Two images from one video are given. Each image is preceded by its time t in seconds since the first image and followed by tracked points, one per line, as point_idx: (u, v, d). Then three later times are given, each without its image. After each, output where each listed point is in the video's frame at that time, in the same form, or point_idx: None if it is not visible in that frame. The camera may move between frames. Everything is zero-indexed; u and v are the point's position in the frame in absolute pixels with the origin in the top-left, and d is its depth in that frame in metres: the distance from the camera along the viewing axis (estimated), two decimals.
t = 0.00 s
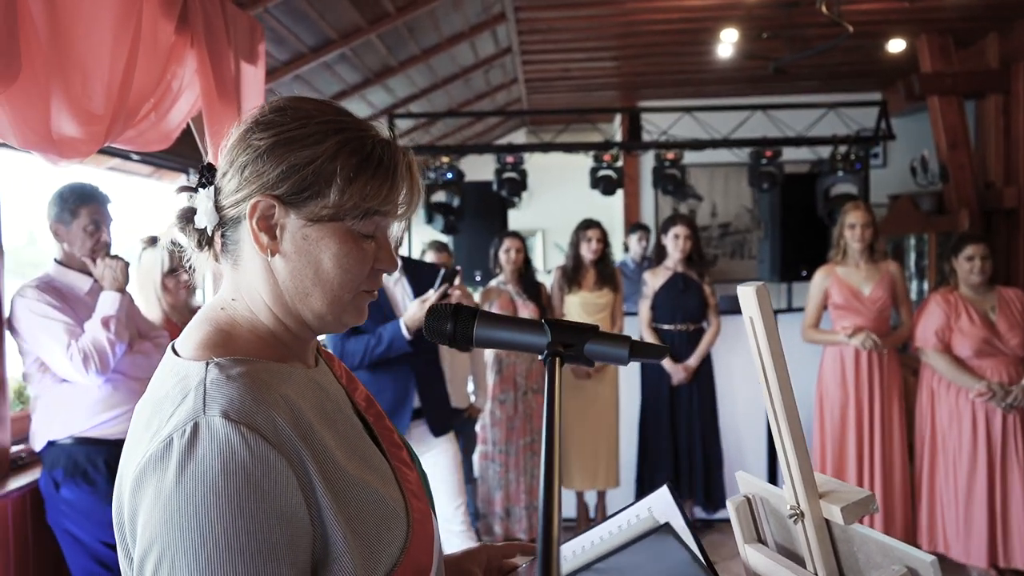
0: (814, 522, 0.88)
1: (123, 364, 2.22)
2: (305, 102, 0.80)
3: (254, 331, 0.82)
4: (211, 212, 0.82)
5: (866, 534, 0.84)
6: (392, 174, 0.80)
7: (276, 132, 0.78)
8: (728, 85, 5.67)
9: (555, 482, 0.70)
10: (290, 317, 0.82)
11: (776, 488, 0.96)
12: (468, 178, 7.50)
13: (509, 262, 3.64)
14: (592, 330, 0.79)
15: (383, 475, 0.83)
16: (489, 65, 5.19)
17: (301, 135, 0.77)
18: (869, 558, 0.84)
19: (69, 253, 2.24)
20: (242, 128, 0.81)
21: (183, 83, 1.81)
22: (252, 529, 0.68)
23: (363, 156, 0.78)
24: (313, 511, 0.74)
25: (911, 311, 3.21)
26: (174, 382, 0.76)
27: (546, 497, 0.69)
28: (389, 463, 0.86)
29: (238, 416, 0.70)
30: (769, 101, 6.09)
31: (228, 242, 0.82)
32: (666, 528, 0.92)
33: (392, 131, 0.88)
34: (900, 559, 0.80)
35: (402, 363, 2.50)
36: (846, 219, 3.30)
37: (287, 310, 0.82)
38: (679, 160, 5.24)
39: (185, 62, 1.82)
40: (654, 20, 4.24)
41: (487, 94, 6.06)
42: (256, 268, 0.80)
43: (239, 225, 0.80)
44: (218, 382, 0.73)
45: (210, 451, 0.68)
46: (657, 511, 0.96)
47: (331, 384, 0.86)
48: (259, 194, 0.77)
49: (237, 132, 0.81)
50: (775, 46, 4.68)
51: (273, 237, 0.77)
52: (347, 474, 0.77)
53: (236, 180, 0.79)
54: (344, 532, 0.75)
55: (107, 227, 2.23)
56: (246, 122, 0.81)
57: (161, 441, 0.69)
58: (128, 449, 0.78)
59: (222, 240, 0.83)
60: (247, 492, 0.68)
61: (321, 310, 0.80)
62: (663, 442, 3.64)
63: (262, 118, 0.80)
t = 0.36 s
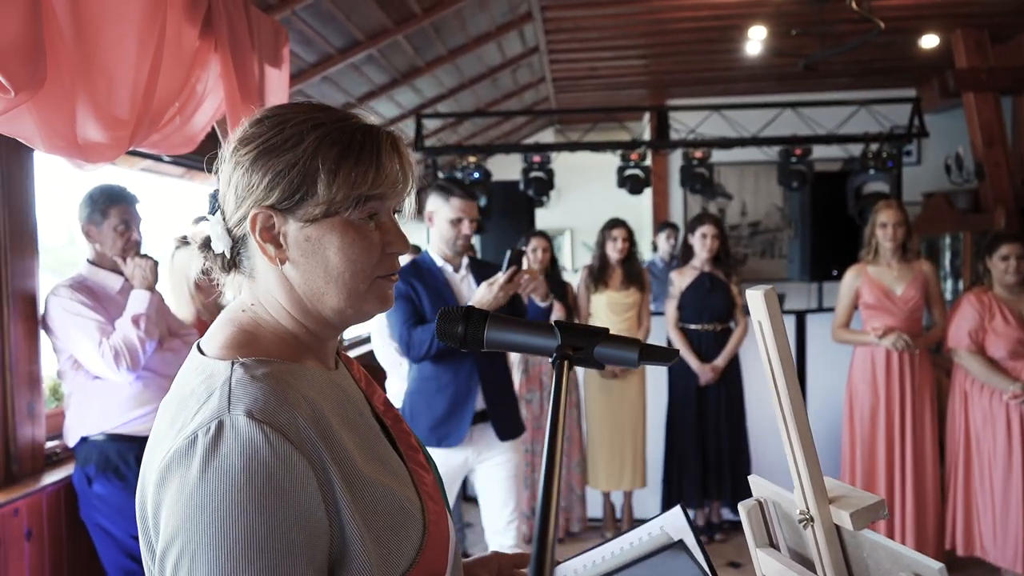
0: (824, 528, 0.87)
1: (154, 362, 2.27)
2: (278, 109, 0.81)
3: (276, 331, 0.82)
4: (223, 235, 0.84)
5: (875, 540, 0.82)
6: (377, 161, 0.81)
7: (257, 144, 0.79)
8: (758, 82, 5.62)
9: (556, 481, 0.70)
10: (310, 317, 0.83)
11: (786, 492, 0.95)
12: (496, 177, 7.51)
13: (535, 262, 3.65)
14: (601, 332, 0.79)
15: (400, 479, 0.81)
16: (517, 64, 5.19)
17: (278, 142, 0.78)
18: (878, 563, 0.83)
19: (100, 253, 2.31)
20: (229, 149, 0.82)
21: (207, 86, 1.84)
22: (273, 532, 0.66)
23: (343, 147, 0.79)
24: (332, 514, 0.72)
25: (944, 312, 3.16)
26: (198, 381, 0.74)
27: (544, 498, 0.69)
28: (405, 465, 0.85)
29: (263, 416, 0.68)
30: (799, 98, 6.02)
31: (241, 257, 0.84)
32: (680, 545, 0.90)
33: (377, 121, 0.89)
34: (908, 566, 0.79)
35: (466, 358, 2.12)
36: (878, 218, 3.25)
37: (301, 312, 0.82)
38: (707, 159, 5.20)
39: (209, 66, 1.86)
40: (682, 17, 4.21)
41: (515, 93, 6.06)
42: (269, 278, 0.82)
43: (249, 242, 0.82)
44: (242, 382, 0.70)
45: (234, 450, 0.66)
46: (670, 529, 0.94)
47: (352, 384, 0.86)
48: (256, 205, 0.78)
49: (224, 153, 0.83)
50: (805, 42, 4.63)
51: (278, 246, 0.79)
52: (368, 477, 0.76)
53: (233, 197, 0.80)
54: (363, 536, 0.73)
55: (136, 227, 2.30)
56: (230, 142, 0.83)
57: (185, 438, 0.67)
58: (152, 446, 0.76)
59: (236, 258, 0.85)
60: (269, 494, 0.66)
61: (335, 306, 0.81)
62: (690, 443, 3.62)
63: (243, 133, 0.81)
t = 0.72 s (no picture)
0: (822, 532, 0.84)
1: (178, 361, 2.33)
2: (298, 118, 0.84)
3: (287, 338, 0.84)
4: (236, 240, 0.85)
5: (871, 543, 0.79)
6: (391, 169, 0.83)
7: (274, 152, 0.81)
8: (782, 82, 5.58)
9: (552, 474, 0.69)
10: (321, 323, 0.85)
11: (785, 493, 0.91)
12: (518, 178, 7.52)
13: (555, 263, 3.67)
14: (606, 336, 0.80)
15: (405, 479, 0.83)
16: (539, 65, 5.21)
17: (297, 148, 0.81)
18: (875, 567, 0.79)
19: (128, 255, 2.37)
20: (245, 156, 0.85)
21: (227, 93, 1.89)
22: (276, 531, 0.68)
23: (358, 156, 0.81)
24: (335, 515, 0.74)
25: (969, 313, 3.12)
26: (208, 385, 0.76)
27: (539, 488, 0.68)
28: (411, 466, 0.87)
29: (266, 420, 0.70)
30: (824, 97, 5.97)
31: (255, 263, 0.86)
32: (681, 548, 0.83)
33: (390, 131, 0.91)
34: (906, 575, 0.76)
35: (518, 363, 2.07)
36: (901, 219, 3.21)
37: (315, 316, 0.84)
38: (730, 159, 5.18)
39: (229, 74, 1.90)
40: (703, 18, 4.21)
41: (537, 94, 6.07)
42: (283, 282, 0.84)
43: (264, 248, 0.84)
44: (248, 386, 0.73)
45: (238, 452, 0.68)
46: (680, 531, 0.96)
47: (361, 389, 0.88)
48: (272, 212, 0.80)
49: (242, 160, 0.85)
50: (829, 41, 4.59)
51: (294, 252, 0.81)
52: (370, 478, 0.78)
53: (250, 203, 0.82)
54: (365, 534, 0.75)
55: (159, 229, 2.36)
56: (248, 150, 0.85)
57: (193, 440, 0.70)
58: (165, 448, 0.79)
59: (250, 264, 0.86)
60: (272, 494, 0.68)
61: (349, 311, 0.83)
62: (711, 445, 3.60)
63: (260, 141, 0.84)
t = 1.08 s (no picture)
0: (819, 531, 0.84)
1: (201, 359, 2.36)
2: (311, 122, 0.86)
3: (299, 337, 0.86)
4: (250, 241, 0.86)
5: (867, 543, 0.80)
6: (402, 170, 0.85)
7: (288, 155, 0.83)
8: (803, 81, 5.55)
9: (543, 479, 0.69)
10: (334, 321, 0.86)
11: (786, 491, 0.91)
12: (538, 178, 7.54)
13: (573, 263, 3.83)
14: (608, 337, 0.82)
15: (416, 478, 0.84)
16: (558, 66, 5.22)
17: (310, 151, 0.82)
18: (871, 566, 0.80)
19: (152, 255, 2.42)
20: (258, 159, 0.87)
21: (245, 97, 1.93)
22: (294, 528, 0.68)
23: (370, 158, 0.83)
24: (350, 513, 0.75)
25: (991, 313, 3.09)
26: (224, 385, 0.77)
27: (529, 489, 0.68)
28: (421, 464, 0.89)
29: (283, 419, 0.71)
30: (846, 96, 5.92)
31: (268, 264, 0.87)
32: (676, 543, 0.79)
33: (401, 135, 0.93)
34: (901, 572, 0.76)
35: (547, 369, 1.96)
36: (922, 218, 3.18)
37: (328, 316, 0.86)
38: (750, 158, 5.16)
39: (246, 78, 1.94)
40: (723, 17, 4.20)
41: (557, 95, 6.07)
42: (296, 283, 0.85)
43: (277, 249, 0.85)
44: (264, 386, 0.73)
45: (256, 451, 0.69)
46: (682, 526, 0.97)
47: (371, 388, 0.90)
48: (286, 213, 0.82)
49: (255, 164, 0.87)
50: (851, 39, 4.56)
51: (307, 252, 0.82)
52: (382, 476, 0.78)
53: (263, 205, 0.84)
54: (379, 532, 0.76)
55: (181, 230, 2.41)
56: (261, 154, 0.87)
57: (211, 440, 0.70)
58: (180, 449, 0.80)
59: (263, 266, 0.88)
60: (290, 493, 0.69)
61: (362, 310, 0.84)
62: (731, 445, 3.59)
63: (274, 146, 0.85)
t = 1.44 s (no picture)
0: (819, 527, 0.84)
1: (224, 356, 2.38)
2: (328, 124, 0.88)
3: (306, 335, 0.88)
4: (261, 236, 0.89)
5: (865, 539, 0.81)
6: (414, 177, 0.87)
7: (304, 156, 0.85)
8: (829, 79, 5.50)
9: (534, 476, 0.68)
10: (341, 320, 0.88)
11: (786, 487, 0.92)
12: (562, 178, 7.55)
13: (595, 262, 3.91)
14: (611, 336, 0.83)
15: (419, 473, 0.86)
16: (581, 65, 5.22)
17: (325, 154, 0.84)
18: (869, 562, 0.81)
19: (178, 255, 2.47)
20: (275, 158, 0.89)
21: (263, 100, 1.96)
22: (294, 520, 0.70)
23: (384, 164, 0.85)
24: (350, 507, 0.77)
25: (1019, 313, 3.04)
26: (231, 383, 0.80)
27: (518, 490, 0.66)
28: (426, 459, 0.90)
29: (284, 415, 0.73)
30: (873, 94, 5.86)
31: (279, 261, 0.89)
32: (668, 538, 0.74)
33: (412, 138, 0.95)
34: (893, 565, 0.77)
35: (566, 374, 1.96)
36: (947, 218, 3.14)
37: (335, 314, 0.87)
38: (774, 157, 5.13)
39: (264, 81, 1.98)
40: (745, 15, 4.18)
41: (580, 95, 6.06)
42: (304, 281, 0.87)
43: (287, 246, 0.87)
44: (268, 382, 0.76)
45: (257, 446, 0.71)
46: (691, 521, 0.98)
47: (378, 386, 0.91)
48: (298, 213, 0.84)
49: (272, 162, 0.89)
50: (877, 37, 4.52)
51: (316, 251, 0.84)
52: (384, 471, 0.80)
53: (277, 203, 0.86)
54: (380, 525, 0.77)
55: (206, 230, 2.44)
56: (278, 153, 0.89)
57: (215, 435, 0.72)
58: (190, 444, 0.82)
59: (275, 261, 0.90)
60: (290, 486, 0.70)
61: (368, 311, 0.86)
62: (753, 446, 3.58)
63: (291, 145, 0.88)
